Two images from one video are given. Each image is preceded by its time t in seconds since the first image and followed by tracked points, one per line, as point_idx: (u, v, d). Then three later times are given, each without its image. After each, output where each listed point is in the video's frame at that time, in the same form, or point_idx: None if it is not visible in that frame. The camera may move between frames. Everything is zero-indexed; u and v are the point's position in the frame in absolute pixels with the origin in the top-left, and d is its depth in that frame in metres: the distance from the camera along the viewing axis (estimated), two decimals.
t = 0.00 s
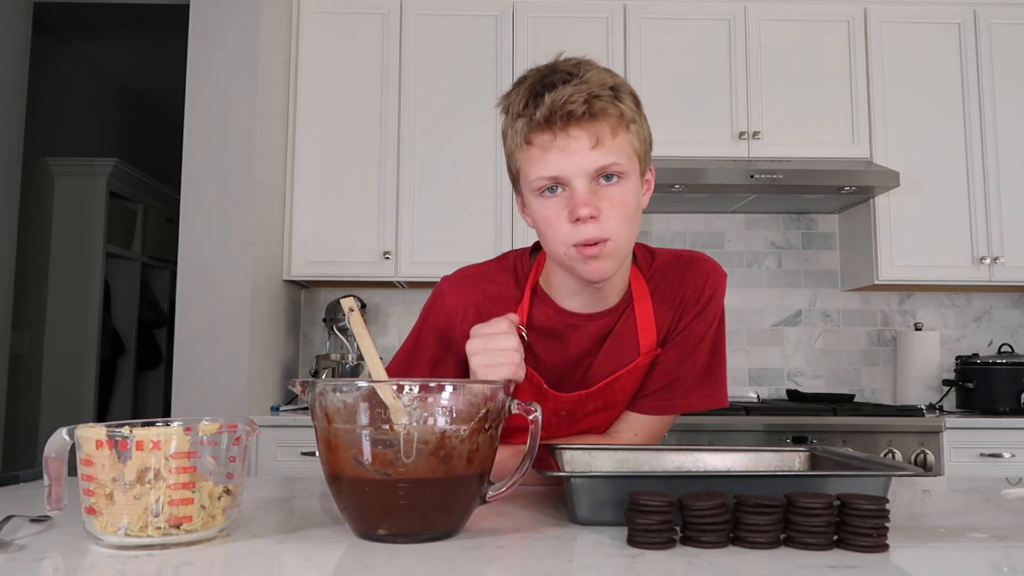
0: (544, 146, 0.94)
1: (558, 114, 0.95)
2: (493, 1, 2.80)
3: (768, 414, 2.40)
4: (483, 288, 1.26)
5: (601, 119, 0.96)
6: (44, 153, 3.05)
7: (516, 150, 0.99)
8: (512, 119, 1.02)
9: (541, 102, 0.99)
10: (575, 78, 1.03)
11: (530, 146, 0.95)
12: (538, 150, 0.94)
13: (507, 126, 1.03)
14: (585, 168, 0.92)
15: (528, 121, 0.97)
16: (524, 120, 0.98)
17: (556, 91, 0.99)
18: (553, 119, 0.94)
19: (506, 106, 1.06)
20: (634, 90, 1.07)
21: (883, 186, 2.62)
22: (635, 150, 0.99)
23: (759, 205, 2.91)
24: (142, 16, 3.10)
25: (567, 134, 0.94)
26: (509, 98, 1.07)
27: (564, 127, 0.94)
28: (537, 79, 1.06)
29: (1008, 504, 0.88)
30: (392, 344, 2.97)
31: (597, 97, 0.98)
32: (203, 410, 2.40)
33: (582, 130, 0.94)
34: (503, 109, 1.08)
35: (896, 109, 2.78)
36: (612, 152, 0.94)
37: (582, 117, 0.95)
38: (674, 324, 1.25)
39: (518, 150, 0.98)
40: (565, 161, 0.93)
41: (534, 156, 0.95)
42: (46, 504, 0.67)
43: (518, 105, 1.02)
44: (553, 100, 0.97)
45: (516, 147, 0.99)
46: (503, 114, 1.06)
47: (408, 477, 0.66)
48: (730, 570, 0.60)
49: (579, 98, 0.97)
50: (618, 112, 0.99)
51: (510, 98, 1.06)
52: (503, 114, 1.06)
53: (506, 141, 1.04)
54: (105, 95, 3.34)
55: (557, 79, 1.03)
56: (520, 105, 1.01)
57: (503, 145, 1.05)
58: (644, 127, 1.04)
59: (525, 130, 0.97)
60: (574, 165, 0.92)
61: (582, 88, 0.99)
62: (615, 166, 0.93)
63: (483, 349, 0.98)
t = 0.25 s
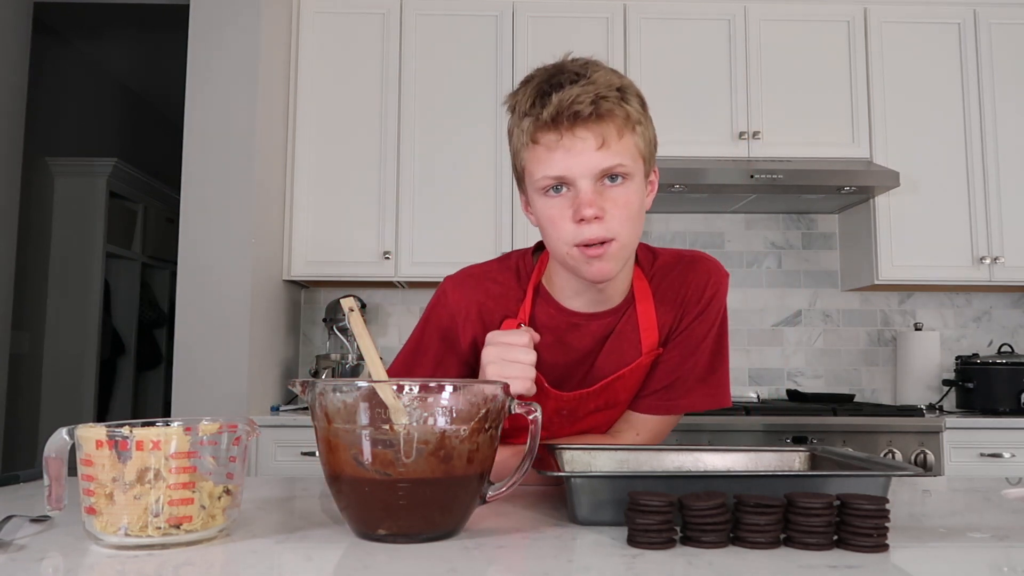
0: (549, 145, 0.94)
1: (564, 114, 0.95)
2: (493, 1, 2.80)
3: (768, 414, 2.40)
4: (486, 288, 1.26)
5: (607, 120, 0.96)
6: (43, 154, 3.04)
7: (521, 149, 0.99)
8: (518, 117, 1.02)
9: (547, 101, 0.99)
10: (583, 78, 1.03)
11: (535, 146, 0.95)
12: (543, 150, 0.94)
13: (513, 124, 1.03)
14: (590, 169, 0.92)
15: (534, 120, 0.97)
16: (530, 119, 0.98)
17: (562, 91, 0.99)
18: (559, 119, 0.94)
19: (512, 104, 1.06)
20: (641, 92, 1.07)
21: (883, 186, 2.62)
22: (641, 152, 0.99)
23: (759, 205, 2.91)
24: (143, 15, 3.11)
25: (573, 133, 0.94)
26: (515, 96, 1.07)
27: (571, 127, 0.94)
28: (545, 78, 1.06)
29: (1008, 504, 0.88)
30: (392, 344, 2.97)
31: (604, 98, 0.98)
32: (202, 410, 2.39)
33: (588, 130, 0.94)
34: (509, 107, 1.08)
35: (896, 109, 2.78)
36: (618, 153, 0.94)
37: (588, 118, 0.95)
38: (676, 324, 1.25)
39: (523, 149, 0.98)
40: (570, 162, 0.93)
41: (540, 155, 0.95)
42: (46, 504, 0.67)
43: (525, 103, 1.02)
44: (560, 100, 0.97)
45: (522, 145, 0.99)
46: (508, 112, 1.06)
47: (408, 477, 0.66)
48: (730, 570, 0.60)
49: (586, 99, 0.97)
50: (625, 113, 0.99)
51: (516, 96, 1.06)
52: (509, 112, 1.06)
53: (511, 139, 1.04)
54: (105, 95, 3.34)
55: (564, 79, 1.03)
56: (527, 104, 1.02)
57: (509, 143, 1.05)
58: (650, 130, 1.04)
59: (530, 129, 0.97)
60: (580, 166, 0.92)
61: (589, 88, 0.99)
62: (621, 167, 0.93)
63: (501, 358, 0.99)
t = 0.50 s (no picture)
0: (554, 154, 0.94)
1: (570, 123, 0.93)
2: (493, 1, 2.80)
3: (768, 414, 2.40)
4: (490, 288, 1.26)
5: (613, 129, 0.94)
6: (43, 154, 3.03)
7: (525, 154, 0.99)
8: (523, 122, 1.01)
9: (552, 108, 0.97)
10: (589, 84, 1.01)
11: (540, 154, 0.95)
12: (547, 158, 0.94)
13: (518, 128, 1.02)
14: (596, 178, 0.92)
15: (538, 127, 0.96)
16: (535, 126, 0.97)
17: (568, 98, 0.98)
18: (564, 128, 0.93)
19: (517, 107, 1.05)
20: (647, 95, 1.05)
21: (883, 186, 2.62)
22: (646, 158, 0.99)
23: (759, 205, 2.91)
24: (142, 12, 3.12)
25: (578, 144, 0.93)
26: (521, 98, 1.06)
27: (576, 136, 0.93)
28: (550, 82, 1.04)
29: (1008, 504, 0.88)
30: (392, 344, 2.97)
31: (610, 106, 0.97)
32: (203, 410, 2.40)
33: (593, 140, 0.93)
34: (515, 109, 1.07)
35: (896, 109, 2.78)
36: (624, 162, 0.93)
37: (594, 127, 0.93)
38: (678, 326, 1.25)
39: (527, 155, 0.98)
40: (576, 171, 0.93)
41: (544, 163, 0.94)
42: (46, 504, 0.67)
43: (530, 108, 1.01)
44: (566, 108, 0.95)
45: (526, 151, 0.98)
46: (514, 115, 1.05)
47: (408, 477, 0.66)
48: (730, 570, 0.60)
49: (592, 108, 0.95)
50: (631, 122, 0.97)
51: (522, 99, 1.05)
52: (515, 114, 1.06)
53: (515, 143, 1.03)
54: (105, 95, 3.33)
55: (570, 83, 1.01)
56: (532, 109, 1.00)
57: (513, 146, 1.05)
58: (656, 134, 1.03)
59: (535, 136, 0.96)
60: (585, 175, 0.92)
61: (595, 96, 0.98)
62: (626, 176, 0.93)
63: (510, 367, 0.99)
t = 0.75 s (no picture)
0: (559, 153, 0.94)
1: (576, 122, 0.94)
2: (493, 1, 2.80)
3: (768, 414, 2.40)
4: (490, 288, 1.26)
5: (619, 129, 0.95)
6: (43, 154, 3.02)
7: (529, 152, 0.99)
8: (527, 120, 1.01)
9: (558, 106, 0.97)
10: (594, 83, 1.01)
11: (545, 152, 0.95)
12: (552, 157, 0.94)
13: (522, 126, 1.02)
14: (600, 178, 0.92)
15: (543, 126, 0.96)
16: (540, 124, 0.97)
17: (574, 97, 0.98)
18: (570, 127, 0.94)
19: (521, 105, 1.05)
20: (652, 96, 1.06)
21: (883, 186, 2.62)
22: (651, 159, 0.99)
23: (759, 205, 2.91)
24: (142, 11, 3.14)
25: (584, 142, 0.93)
26: (525, 96, 1.06)
27: (581, 135, 0.94)
28: (555, 81, 1.04)
29: (1008, 504, 0.88)
30: (392, 345, 2.97)
31: (617, 105, 0.97)
32: (203, 410, 2.40)
33: (599, 139, 0.93)
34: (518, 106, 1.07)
35: (896, 109, 2.78)
36: (629, 162, 0.94)
37: (600, 126, 0.94)
38: (679, 326, 1.26)
39: (532, 153, 0.98)
40: (581, 170, 0.93)
41: (549, 162, 0.95)
42: (46, 504, 0.67)
43: (534, 106, 1.01)
44: (572, 107, 0.96)
45: (530, 149, 0.98)
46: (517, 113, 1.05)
47: (408, 477, 0.66)
48: (730, 570, 0.60)
49: (599, 107, 0.95)
50: (636, 121, 0.98)
51: (526, 97, 1.05)
52: (518, 112, 1.06)
53: (518, 140, 1.03)
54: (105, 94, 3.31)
55: (576, 82, 1.02)
56: (537, 107, 1.00)
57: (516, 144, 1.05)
58: (660, 135, 1.03)
59: (539, 135, 0.96)
60: (590, 174, 0.93)
61: (601, 95, 0.98)
62: (630, 176, 0.93)
63: (513, 373, 0.98)
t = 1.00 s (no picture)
0: (578, 156, 0.88)
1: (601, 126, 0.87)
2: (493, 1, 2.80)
3: (768, 414, 2.40)
4: (491, 289, 1.25)
5: (644, 136, 0.89)
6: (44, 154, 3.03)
7: (545, 151, 0.93)
8: (545, 117, 0.95)
9: (581, 107, 0.91)
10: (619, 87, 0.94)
11: (562, 155, 0.89)
12: (570, 159, 0.88)
13: (539, 122, 0.96)
14: (620, 185, 0.86)
15: (564, 126, 0.90)
16: (560, 125, 0.91)
17: (598, 97, 0.92)
18: (593, 130, 0.87)
19: (539, 101, 0.98)
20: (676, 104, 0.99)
21: (883, 186, 2.62)
22: (669, 170, 0.93)
23: (758, 205, 2.91)
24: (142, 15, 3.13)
25: (605, 149, 0.87)
26: (542, 90, 1.00)
27: (604, 141, 0.87)
28: (577, 79, 0.97)
29: (1008, 504, 0.88)
30: (392, 345, 2.97)
31: (641, 113, 0.91)
32: (203, 410, 2.40)
33: (622, 145, 0.87)
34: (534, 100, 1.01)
35: (896, 109, 2.78)
36: (652, 172, 0.88)
37: (624, 131, 0.87)
38: (679, 327, 1.25)
39: (548, 152, 0.92)
40: (599, 176, 0.87)
41: (566, 165, 0.89)
42: (46, 504, 0.67)
43: (554, 104, 0.94)
44: (596, 111, 0.89)
45: (546, 149, 0.92)
46: (533, 107, 0.99)
47: (408, 477, 0.66)
48: (730, 570, 0.60)
49: (624, 113, 0.89)
50: (660, 128, 0.92)
51: (544, 92, 0.99)
52: (534, 106, 0.99)
53: (531, 136, 0.97)
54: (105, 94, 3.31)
55: (600, 81, 0.96)
56: (557, 105, 0.94)
57: (528, 139, 0.99)
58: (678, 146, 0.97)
59: (559, 135, 0.90)
60: (609, 181, 0.86)
61: (627, 99, 0.92)
62: (650, 186, 0.87)
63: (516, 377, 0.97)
